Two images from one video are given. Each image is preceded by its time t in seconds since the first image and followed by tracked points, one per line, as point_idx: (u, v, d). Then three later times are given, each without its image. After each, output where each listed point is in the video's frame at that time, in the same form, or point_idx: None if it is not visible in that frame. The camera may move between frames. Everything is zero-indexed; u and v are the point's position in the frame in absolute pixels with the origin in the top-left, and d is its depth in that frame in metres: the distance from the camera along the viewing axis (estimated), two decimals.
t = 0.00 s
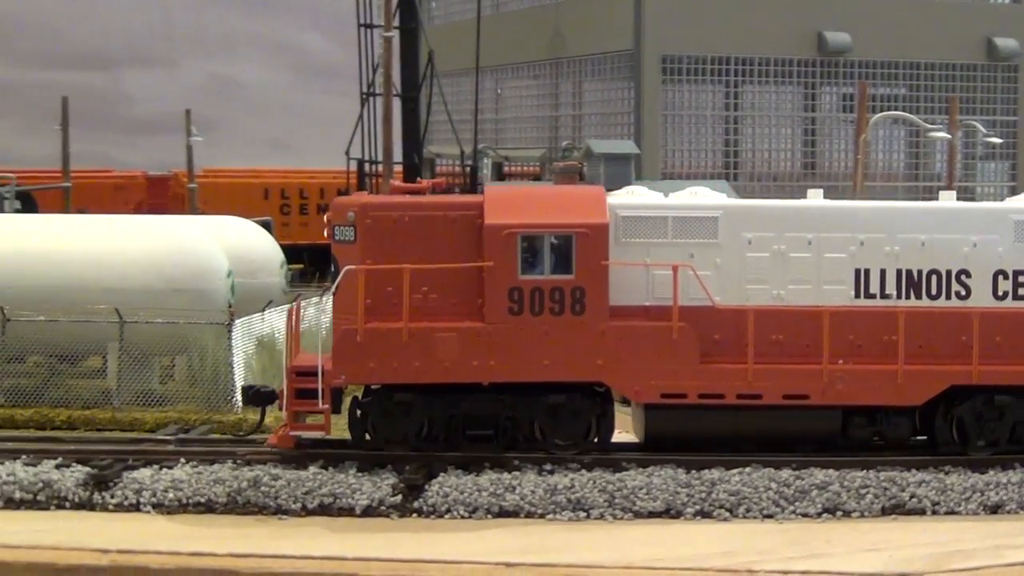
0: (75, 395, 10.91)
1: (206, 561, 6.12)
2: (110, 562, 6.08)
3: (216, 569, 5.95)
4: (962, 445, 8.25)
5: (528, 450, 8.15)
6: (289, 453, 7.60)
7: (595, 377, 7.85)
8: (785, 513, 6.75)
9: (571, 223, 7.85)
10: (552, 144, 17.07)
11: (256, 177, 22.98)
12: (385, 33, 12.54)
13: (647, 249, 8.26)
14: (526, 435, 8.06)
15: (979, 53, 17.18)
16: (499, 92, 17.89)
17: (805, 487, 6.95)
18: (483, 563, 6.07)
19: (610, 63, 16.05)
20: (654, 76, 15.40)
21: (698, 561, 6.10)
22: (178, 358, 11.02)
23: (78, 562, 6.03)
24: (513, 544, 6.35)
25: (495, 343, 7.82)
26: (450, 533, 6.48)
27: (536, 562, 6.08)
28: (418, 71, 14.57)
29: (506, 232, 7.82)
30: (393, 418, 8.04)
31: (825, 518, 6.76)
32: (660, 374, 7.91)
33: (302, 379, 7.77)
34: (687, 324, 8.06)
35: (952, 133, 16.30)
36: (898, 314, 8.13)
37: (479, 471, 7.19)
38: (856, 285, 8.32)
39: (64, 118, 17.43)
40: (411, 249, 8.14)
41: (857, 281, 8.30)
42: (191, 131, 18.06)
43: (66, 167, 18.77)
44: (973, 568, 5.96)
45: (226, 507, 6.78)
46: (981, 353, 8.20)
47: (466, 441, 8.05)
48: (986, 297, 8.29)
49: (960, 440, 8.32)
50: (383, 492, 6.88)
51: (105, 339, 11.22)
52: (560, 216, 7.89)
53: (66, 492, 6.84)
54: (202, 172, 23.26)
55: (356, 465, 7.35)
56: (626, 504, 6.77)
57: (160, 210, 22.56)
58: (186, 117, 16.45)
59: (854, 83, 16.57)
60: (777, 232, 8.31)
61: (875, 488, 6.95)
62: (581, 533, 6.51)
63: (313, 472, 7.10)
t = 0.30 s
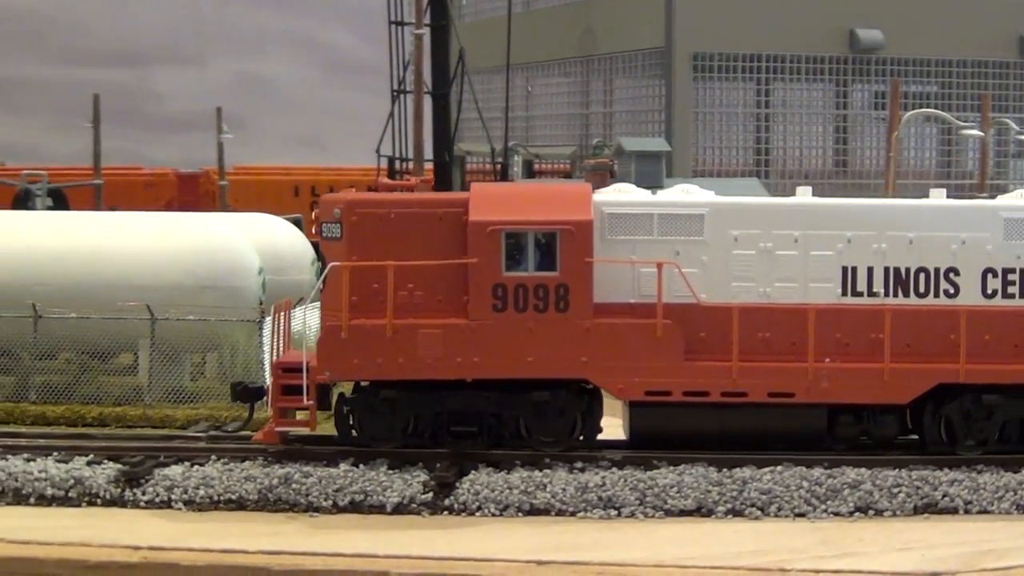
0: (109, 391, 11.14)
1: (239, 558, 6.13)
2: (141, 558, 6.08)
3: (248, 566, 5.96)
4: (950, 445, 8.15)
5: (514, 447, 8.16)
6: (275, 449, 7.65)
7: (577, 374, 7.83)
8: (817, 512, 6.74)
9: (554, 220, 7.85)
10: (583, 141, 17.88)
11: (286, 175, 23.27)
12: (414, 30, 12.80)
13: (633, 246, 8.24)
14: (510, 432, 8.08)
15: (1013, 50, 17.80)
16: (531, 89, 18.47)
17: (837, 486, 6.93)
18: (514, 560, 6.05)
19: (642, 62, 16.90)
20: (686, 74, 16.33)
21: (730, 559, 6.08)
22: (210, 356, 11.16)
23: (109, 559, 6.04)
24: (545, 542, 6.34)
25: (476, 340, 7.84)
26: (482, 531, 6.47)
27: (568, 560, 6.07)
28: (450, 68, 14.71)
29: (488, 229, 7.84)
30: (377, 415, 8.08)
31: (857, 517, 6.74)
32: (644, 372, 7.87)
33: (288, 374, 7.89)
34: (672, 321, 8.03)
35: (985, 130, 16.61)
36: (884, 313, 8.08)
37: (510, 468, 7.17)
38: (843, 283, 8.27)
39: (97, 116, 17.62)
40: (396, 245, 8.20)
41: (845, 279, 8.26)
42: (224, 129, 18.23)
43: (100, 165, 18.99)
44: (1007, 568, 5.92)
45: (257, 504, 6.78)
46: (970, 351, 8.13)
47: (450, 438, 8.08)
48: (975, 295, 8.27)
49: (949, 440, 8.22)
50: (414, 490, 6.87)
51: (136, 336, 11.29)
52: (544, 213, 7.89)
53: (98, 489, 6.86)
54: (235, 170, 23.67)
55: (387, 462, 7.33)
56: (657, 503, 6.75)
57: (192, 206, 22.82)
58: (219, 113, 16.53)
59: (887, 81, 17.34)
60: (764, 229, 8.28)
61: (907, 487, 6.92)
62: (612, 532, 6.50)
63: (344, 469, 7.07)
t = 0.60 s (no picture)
0: (134, 388, 11.57)
1: (265, 555, 6.13)
2: (167, 555, 6.09)
3: (273, 563, 5.96)
4: (935, 444, 8.22)
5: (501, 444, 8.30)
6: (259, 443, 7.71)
7: (560, 372, 7.91)
8: (842, 511, 6.73)
9: (537, 218, 7.95)
10: (606, 140, 17.35)
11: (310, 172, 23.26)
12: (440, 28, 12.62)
13: (617, 244, 8.29)
14: (496, 429, 8.22)
15: None
16: (555, 88, 18.03)
17: (863, 485, 6.91)
18: (538, 558, 6.04)
19: (666, 60, 16.47)
20: (710, 71, 15.88)
21: (756, 558, 6.07)
22: (235, 354, 11.59)
23: (135, 556, 6.05)
24: (571, 540, 6.34)
25: (460, 337, 7.95)
26: (507, 529, 6.48)
27: (594, 558, 6.06)
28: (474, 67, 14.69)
29: (473, 227, 7.95)
30: (362, 413, 8.20)
31: (883, 516, 6.73)
32: (627, 369, 7.93)
33: (275, 371, 8.08)
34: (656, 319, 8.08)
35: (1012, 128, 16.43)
36: (869, 312, 8.06)
37: (535, 466, 7.17)
38: (828, 282, 8.27)
39: (121, 114, 17.57)
40: (383, 243, 8.33)
41: (830, 278, 8.26)
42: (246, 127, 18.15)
43: (125, 163, 18.95)
44: None
45: (283, 501, 6.79)
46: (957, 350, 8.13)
47: (436, 435, 8.21)
48: (962, 294, 8.24)
49: (934, 439, 8.28)
50: (439, 488, 6.87)
51: (161, 334, 11.66)
52: (530, 212, 7.99)
53: (124, 486, 6.87)
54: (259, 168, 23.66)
55: (412, 460, 7.33)
56: (682, 502, 6.75)
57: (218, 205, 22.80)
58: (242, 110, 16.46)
59: (911, 80, 16.70)
60: (748, 228, 8.29)
61: (933, 486, 6.89)
62: (637, 530, 6.50)
63: (369, 466, 7.06)
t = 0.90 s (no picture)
0: (165, 385, 12.03)
1: (300, 552, 6.14)
2: (202, 552, 6.09)
3: (308, 560, 5.96)
4: (933, 443, 8.36)
5: (497, 441, 8.52)
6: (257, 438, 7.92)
7: (557, 369, 8.08)
8: (877, 511, 6.72)
9: (535, 216, 8.13)
10: (639, 138, 17.57)
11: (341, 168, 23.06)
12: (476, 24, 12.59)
13: (617, 242, 8.49)
14: (494, 426, 8.44)
15: None
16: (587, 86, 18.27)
17: (897, 484, 6.90)
18: (573, 557, 6.03)
19: (700, 58, 16.63)
20: (743, 71, 16.12)
21: (791, 557, 6.05)
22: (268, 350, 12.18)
23: (170, 552, 6.06)
24: (605, 538, 6.33)
25: (458, 334, 8.16)
26: (542, 527, 6.48)
27: (630, 556, 6.05)
28: (510, 67, 14.80)
29: (471, 225, 8.15)
30: (362, 409, 8.43)
31: (918, 516, 6.72)
32: (622, 366, 8.09)
33: (272, 367, 8.28)
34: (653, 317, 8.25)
35: None
36: (866, 310, 8.21)
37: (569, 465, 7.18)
38: (827, 281, 8.43)
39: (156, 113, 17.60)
40: (383, 241, 8.56)
41: (828, 277, 8.42)
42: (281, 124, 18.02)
43: (158, 160, 18.93)
44: None
45: (318, 498, 6.81)
46: (954, 349, 8.24)
47: (433, 432, 8.42)
48: (961, 294, 8.38)
49: (933, 438, 8.43)
50: (473, 485, 6.88)
51: (194, 332, 12.24)
52: (529, 210, 8.17)
53: (158, 483, 6.88)
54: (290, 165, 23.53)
55: (446, 458, 7.37)
56: (716, 500, 6.75)
57: (248, 202, 22.41)
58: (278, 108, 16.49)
59: (945, 78, 17.03)
60: (747, 227, 8.47)
61: (968, 486, 6.88)
62: (671, 528, 6.49)
63: (404, 464, 7.08)
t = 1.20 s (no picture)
0: (198, 383, 12.19)
1: (331, 551, 6.15)
2: (234, 549, 6.11)
3: (339, 557, 5.97)
4: (928, 442, 8.53)
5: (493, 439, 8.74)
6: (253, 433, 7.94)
7: (550, 366, 8.24)
8: (909, 510, 6.71)
9: (528, 214, 8.27)
10: (669, 136, 17.39)
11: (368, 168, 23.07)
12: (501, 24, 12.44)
13: (613, 241, 8.67)
14: (488, 425, 8.68)
15: None
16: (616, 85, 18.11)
17: (929, 483, 6.89)
18: (604, 555, 6.03)
19: (730, 56, 16.42)
20: (774, 70, 15.79)
21: (823, 556, 6.04)
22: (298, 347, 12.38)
23: (202, 550, 6.08)
24: (637, 536, 6.33)
25: (451, 331, 8.31)
26: (572, 524, 6.50)
27: (662, 555, 6.04)
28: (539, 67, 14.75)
29: (464, 222, 8.29)
30: (358, 406, 8.66)
31: (949, 514, 6.71)
32: (616, 364, 8.25)
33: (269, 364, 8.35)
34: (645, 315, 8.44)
35: None
36: (860, 309, 8.35)
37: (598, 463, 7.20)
38: (821, 278, 8.59)
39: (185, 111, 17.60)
40: (380, 239, 8.80)
41: (822, 274, 8.58)
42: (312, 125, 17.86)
43: (188, 157, 18.93)
44: None
45: (348, 497, 6.83)
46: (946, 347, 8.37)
47: (428, 429, 8.67)
48: (956, 292, 8.52)
49: (927, 437, 8.60)
50: (503, 484, 6.90)
51: (225, 330, 12.58)
52: (522, 207, 8.31)
53: (190, 480, 6.91)
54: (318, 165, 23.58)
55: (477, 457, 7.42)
56: (747, 499, 6.74)
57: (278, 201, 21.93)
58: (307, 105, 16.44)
59: (977, 77, 16.61)
60: (740, 225, 8.67)
61: (1000, 485, 6.87)
62: (701, 527, 6.49)
63: (434, 463, 7.11)
